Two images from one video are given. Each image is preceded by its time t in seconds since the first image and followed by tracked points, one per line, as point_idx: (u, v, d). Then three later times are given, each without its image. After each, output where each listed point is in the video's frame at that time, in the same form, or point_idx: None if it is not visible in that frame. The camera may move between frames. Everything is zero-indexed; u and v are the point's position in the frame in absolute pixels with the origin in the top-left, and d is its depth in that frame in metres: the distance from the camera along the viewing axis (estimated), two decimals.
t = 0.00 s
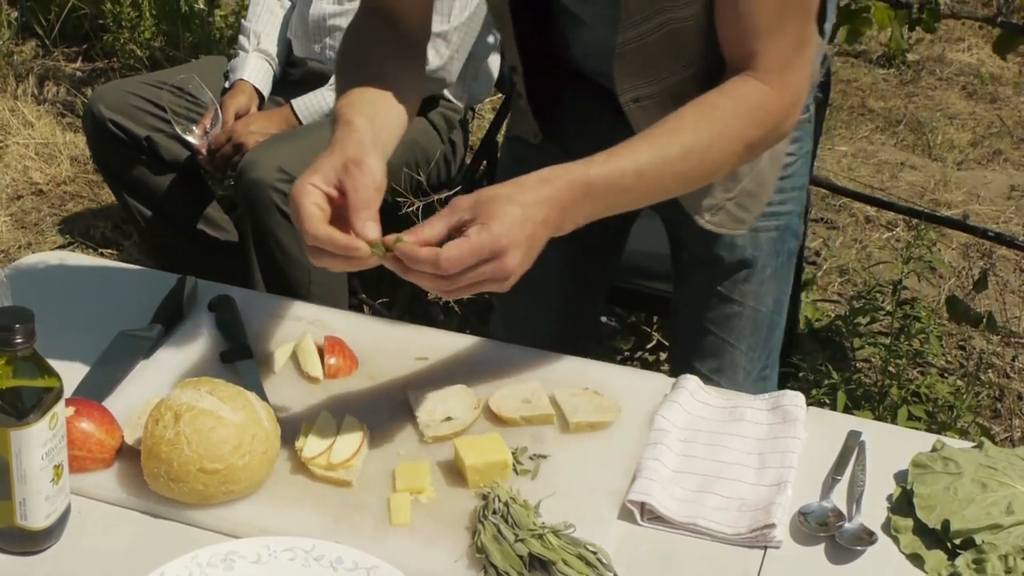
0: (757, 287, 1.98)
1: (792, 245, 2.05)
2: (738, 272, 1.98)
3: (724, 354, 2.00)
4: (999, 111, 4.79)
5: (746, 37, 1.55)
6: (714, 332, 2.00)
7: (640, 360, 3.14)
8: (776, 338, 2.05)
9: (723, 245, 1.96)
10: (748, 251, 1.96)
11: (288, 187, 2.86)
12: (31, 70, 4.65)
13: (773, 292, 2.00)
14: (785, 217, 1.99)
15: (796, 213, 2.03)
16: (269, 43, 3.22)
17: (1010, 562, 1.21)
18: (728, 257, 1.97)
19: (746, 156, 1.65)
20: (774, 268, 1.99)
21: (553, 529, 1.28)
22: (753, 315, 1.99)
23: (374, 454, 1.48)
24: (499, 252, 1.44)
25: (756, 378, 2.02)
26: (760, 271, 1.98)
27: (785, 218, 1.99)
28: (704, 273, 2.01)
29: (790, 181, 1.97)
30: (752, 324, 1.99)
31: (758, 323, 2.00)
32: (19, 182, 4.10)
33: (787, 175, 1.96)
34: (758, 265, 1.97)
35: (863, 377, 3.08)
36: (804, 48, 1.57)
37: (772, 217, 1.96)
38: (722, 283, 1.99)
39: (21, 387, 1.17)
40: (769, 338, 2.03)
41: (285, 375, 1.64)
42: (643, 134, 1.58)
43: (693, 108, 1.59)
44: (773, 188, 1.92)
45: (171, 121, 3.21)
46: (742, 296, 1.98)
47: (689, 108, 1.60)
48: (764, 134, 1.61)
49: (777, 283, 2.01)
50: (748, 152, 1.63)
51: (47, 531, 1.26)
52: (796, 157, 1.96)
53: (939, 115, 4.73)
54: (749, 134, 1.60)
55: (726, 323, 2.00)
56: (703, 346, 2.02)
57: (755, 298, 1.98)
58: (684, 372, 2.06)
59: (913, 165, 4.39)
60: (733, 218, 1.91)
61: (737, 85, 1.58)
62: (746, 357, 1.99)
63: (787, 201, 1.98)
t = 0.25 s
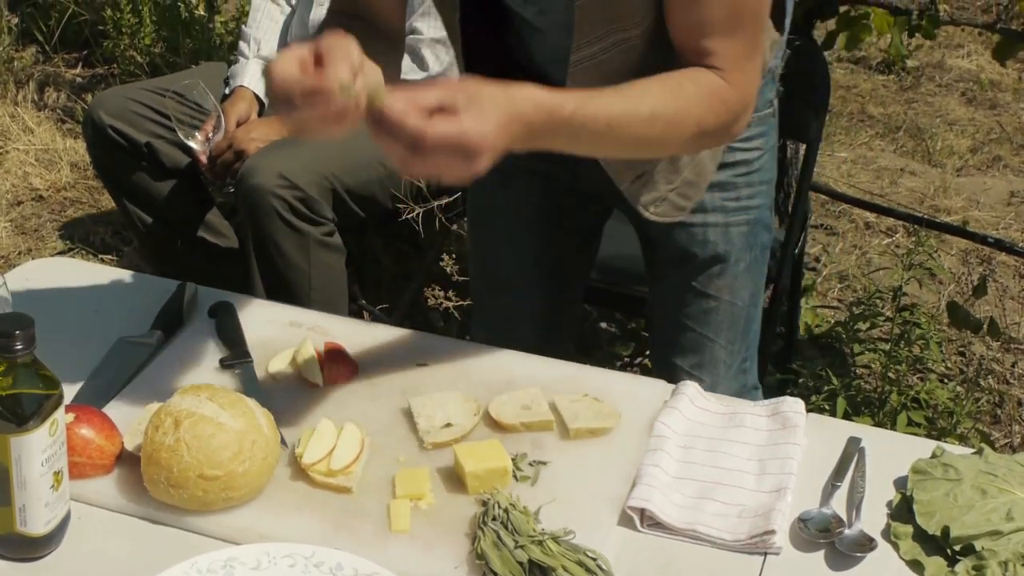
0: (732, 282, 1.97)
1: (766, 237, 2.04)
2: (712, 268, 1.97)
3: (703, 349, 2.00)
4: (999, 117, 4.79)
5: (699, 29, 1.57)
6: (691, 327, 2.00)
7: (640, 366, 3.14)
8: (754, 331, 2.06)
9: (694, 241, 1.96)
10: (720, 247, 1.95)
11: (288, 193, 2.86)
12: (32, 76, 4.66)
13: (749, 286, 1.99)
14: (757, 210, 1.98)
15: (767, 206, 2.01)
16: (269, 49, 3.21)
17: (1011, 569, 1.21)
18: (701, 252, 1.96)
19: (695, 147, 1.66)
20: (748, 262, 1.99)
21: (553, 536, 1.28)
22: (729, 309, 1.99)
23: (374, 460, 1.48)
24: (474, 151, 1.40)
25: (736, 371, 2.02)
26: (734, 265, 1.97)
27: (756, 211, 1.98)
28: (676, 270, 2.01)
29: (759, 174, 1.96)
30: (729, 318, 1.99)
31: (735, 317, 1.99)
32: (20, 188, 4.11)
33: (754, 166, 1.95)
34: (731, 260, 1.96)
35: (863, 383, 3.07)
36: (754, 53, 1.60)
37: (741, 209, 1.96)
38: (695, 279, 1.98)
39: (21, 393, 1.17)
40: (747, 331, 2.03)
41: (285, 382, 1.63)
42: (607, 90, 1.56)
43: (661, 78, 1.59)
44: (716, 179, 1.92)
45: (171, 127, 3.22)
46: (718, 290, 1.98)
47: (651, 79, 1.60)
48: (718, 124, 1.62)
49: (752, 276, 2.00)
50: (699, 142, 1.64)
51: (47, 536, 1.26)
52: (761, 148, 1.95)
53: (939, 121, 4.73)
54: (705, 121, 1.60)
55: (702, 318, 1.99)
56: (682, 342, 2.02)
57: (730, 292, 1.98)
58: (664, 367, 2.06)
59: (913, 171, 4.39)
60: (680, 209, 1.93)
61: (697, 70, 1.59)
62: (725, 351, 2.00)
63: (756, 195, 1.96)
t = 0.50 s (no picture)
0: (715, 278, 2.02)
1: (747, 235, 2.08)
2: (694, 266, 2.01)
3: (690, 347, 2.04)
4: (999, 123, 4.80)
5: (673, 34, 1.68)
6: (677, 326, 2.04)
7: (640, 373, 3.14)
8: (737, 328, 2.10)
9: (676, 240, 2.00)
10: (702, 245, 2.00)
11: (288, 199, 2.86)
12: (32, 82, 4.66)
13: (731, 283, 2.04)
14: (737, 207, 2.03)
15: (747, 203, 2.06)
16: (269, 55, 3.21)
17: None
18: (684, 251, 2.00)
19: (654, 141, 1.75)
20: (730, 259, 2.03)
21: (553, 543, 1.28)
22: (713, 306, 2.03)
23: (373, 467, 1.48)
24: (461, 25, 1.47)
25: (722, 368, 2.06)
26: (717, 262, 2.01)
27: (737, 208, 2.03)
28: (660, 270, 2.04)
29: (737, 172, 2.02)
30: (714, 316, 2.03)
31: (719, 314, 2.03)
32: (20, 194, 4.11)
33: (731, 165, 2.01)
34: (714, 257, 2.01)
35: (863, 390, 3.07)
36: (720, 71, 1.73)
37: (722, 207, 2.01)
38: (678, 277, 2.03)
39: (21, 400, 1.18)
40: (731, 328, 2.07)
41: (285, 389, 1.63)
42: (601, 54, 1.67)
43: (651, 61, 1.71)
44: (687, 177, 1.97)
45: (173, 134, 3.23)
46: (701, 288, 2.02)
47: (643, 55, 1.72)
48: (683, 122, 1.71)
49: (735, 274, 2.05)
50: (661, 139, 1.74)
51: (47, 543, 1.26)
52: (739, 147, 2.02)
53: (938, 127, 4.74)
54: (671, 118, 1.70)
55: (688, 316, 2.03)
56: (667, 341, 2.05)
57: (714, 289, 2.02)
58: (652, 368, 2.09)
59: (913, 177, 4.39)
60: (658, 208, 1.97)
61: (670, 68, 1.70)
62: (712, 349, 2.04)
63: (736, 192, 2.02)
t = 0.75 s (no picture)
0: (708, 292, 2.02)
1: (739, 247, 2.08)
2: (687, 279, 2.01)
3: (684, 361, 2.05)
4: (999, 138, 4.81)
5: (666, 65, 1.62)
6: (671, 340, 2.04)
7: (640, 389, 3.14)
8: (731, 343, 2.10)
9: (669, 254, 1.99)
10: (695, 258, 1.99)
11: (288, 215, 2.88)
12: (33, 97, 4.68)
13: (725, 296, 2.04)
14: (729, 220, 2.03)
15: (739, 216, 2.06)
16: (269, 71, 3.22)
17: None
18: (677, 265, 2.00)
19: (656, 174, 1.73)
20: (723, 272, 2.03)
21: (553, 561, 1.30)
22: (707, 320, 2.03)
23: (373, 484, 1.48)
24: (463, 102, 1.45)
25: (716, 383, 2.07)
26: (710, 275, 2.01)
27: (729, 221, 2.03)
28: (654, 283, 2.04)
29: (728, 185, 2.02)
30: (708, 329, 2.03)
31: (713, 327, 2.04)
32: (20, 210, 4.13)
33: (722, 178, 2.00)
34: (707, 270, 2.01)
35: (863, 406, 3.07)
36: (714, 97, 1.68)
37: (714, 220, 2.00)
38: (672, 290, 2.02)
39: (22, 417, 1.18)
40: (725, 342, 2.07)
41: (285, 406, 1.63)
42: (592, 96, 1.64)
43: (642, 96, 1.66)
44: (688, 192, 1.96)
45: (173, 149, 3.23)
46: (695, 301, 2.02)
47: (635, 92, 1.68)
48: (679, 158, 1.70)
49: (728, 288, 2.05)
50: (660, 175, 1.72)
51: (47, 562, 1.26)
52: (729, 160, 2.01)
53: (938, 142, 4.75)
54: (669, 155, 1.68)
55: (682, 330, 2.03)
56: (661, 355, 2.06)
57: (707, 302, 2.02)
58: (647, 382, 2.11)
59: (913, 193, 4.41)
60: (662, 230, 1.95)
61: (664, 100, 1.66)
62: (706, 364, 2.04)
63: (728, 205, 2.02)
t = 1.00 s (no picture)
0: (708, 335, 2.02)
1: (740, 290, 2.08)
2: (687, 323, 2.02)
3: (685, 406, 2.06)
4: (998, 178, 4.85)
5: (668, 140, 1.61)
6: (671, 384, 2.06)
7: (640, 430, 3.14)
8: (731, 386, 2.11)
9: (671, 298, 1.99)
10: (696, 302, 2.00)
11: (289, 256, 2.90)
12: (36, 136, 4.71)
13: (725, 339, 2.05)
14: (730, 264, 2.02)
15: (740, 259, 2.05)
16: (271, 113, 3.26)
17: None
18: (677, 309, 2.01)
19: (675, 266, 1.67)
20: (723, 315, 2.04)
21: None
22: (707, 363, 2.04)
23: (374, 528, 1.48)
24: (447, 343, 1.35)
25: (717, 427, 2.07)
26: (710, 318, 2.02)
27: (729, 265, 2.02)
28: (654, 326, 2.05)
29: (731, 230, 2.01)
30: (708, 373, 2.04)
31: (713, 371, 2.04)
32: (22, 249, 4.15)
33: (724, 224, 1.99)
34: (708, 314, 2.01)
35: (864, 448, 3.06)
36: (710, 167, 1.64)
37: (715, 265, 2.00)
38: (672, 333, 2.03)
39: (23, 461, 1.18)
40: (725, 385, 2.08)
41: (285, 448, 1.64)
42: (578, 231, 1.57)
43: (627, 205, 1.60)
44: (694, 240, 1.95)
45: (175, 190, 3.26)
46: (695, 344, 2.03)
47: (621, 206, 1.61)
48: (691, 241, 1.65)
49: (728, 331, 2.06)
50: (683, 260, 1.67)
51: None
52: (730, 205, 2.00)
53: (937, 182, 4.78)
54: (682, 240, 1.63)
55: (683, 374, 2.05)
56: (662, 399, 2.07)
57: (707, 345, 2.03)
58: (648, 425, 2.11)
59: (912, 233, 4.43)
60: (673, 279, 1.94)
61: (655, 197, 1.61)
62: (707, 409, 2.05)
63: (729, 249, 2.01)
